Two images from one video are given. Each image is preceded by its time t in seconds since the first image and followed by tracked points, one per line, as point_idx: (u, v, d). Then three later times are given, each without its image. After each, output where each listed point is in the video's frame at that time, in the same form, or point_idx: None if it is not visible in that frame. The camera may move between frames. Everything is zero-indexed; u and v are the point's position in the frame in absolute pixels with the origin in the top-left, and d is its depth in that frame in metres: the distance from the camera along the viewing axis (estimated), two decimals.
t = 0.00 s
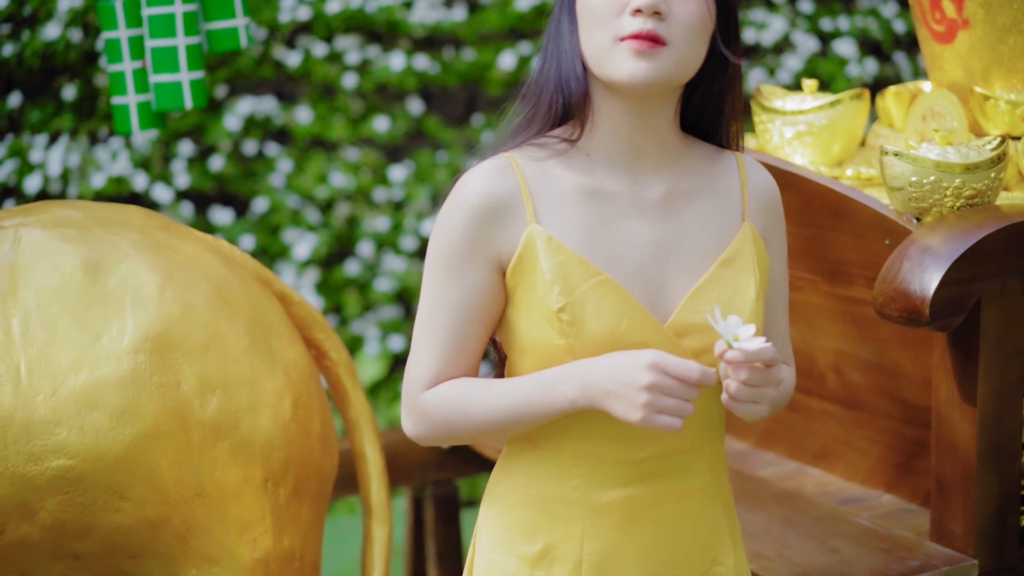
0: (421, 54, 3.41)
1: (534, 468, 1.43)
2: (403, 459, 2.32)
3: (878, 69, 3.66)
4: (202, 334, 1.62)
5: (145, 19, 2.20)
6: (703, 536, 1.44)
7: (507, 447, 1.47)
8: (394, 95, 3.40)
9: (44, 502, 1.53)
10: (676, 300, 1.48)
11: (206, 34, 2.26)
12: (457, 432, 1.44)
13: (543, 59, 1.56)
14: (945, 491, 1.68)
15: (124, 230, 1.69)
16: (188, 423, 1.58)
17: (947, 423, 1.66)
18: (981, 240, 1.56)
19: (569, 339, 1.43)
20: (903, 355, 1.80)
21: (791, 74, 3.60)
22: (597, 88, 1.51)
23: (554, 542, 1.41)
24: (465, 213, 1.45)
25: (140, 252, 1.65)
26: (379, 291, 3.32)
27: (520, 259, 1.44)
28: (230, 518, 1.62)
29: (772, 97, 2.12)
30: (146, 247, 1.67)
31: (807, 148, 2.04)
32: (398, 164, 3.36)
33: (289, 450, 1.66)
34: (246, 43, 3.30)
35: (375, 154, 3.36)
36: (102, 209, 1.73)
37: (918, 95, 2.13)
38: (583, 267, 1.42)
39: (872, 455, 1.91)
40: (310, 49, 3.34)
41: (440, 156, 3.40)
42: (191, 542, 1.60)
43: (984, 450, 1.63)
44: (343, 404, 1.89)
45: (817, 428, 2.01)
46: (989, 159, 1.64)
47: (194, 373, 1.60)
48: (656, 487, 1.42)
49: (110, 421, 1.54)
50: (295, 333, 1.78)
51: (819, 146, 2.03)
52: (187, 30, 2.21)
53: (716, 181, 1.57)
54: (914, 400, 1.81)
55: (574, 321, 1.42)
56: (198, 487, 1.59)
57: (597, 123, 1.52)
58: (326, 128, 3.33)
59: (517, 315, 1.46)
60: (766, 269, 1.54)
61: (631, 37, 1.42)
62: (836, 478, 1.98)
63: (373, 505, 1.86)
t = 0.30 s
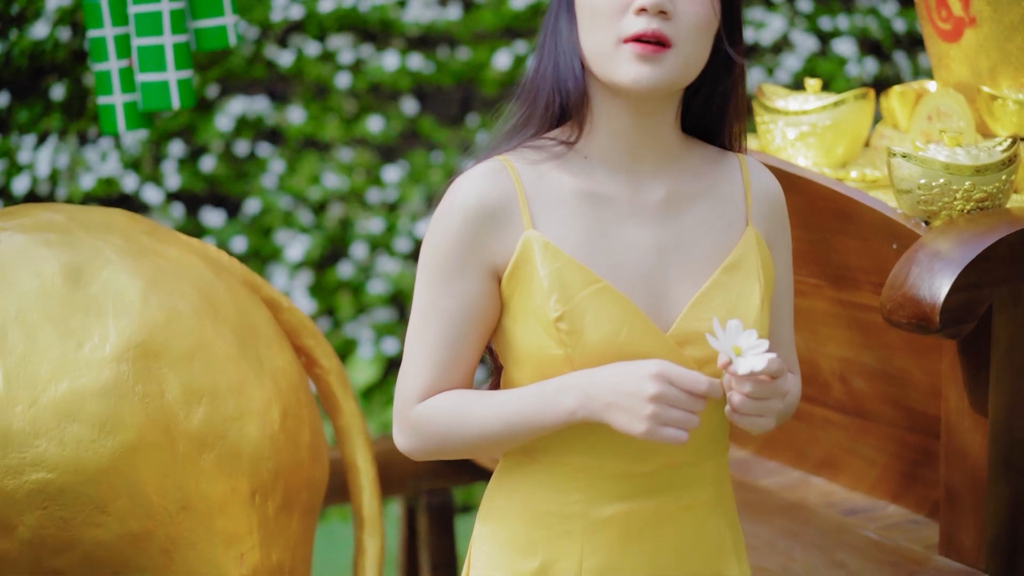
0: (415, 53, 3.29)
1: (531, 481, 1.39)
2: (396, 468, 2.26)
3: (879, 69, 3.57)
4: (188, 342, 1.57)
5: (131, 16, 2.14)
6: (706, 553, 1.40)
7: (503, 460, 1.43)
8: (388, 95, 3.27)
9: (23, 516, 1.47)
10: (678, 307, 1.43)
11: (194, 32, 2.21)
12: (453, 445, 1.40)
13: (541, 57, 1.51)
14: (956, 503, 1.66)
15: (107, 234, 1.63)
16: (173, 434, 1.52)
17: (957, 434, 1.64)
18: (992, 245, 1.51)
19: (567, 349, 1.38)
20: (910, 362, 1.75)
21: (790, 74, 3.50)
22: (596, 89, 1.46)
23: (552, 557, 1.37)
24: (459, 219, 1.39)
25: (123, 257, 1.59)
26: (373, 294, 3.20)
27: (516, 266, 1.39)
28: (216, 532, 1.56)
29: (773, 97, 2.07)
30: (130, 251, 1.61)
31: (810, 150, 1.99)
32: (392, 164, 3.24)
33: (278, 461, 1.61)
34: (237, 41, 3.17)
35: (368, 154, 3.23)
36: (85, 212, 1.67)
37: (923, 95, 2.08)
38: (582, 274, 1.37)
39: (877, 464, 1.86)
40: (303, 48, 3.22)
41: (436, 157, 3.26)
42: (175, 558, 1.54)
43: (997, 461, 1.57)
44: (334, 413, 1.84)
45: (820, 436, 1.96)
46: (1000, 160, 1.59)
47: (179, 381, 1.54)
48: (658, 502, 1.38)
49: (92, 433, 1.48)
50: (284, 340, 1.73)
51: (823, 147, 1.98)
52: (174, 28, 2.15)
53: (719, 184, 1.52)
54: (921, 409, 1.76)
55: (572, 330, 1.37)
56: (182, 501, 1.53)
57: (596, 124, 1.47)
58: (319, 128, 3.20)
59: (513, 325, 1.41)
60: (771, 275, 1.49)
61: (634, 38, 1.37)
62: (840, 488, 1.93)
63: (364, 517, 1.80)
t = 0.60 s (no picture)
0: (411, 54, 3.21)
1: (532, 501, 1.36)
2: (390, 479, 2.20)
3: (881, 69, 3.50)
4: (175, 354, 1.51)
5: (118, 17, 2.08)
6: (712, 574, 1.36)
7: (502, 479, 1.39)
8: (384, 95, 3.19)
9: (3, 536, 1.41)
10: (684, 319, 1.37)
11: (183, 33, 2.16)
12: (450, 465, 1.35)
13: (542, 59, 1.44)
14: (969, 521, 1.60)
15: (91, 242, 1.57)
16: (158, 450, 1.47)
17: (971, 449, 1.59)
18: (1009, 254, 1.46)
19: (569, 365, 1.32)
20: (920, 374, 1.70)
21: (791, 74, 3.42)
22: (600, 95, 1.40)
23: None
24: (455, 229, 1.34)
25: (108, 267, 1.54)
26: (368, 299, 3.13)
27: (515, 279, 1.34)
28: (203, 553, 1.50)
29: (778, 99, 2.02)
30: (114, 260, 1.55)
31: (817, 154, 1.94)
32: (388, 166, 3.16)
33: (268, 478, 1.56)
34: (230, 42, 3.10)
35: (364, 156, 3.16)
36: (68, 220, 1.62)
37: (931, 97, 2.03)
38: (583, 287, 1.32)
39: (885, 477, 1.81)
40: (297, 49, 3.14)
41: (433, 158, 3.18)
42: None
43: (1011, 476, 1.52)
44: (327, 426, 1.78)
45: (826, 447, 1.91)
46: (1014, 166, 1.53)
47: (165, 396, 1.49)
48: (657, 524, 1.34)
49: (74, 450, 1.42)
50: (274, 351, 1.67)
51: (830, 150, 1.93)
52: (163, 28, 2.09)
53: (724, 191, 1.47)
54: (932, 421, 1.71)
55: (574, 345, 1.32)
56: (169, 520, 1.48)
57: (599, 131, 1.41)
58: (314, 129, 3.13)
59: (513, 340, 1.36)
60: (779, 285, 1.44)
61: (652, 43, 1.31)
62: (846, 501, 1.88)
63: (358, 533, 1.74)
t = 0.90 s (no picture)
0: (409, 55, 3.13)
1: (536, 521, 1.34)
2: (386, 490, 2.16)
3: (884, 70, 3.42)
4: (163, 366, 1.47)
5: (109, 18, 2.04)
6: None
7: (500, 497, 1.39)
8: (381, 97, 3.13)
9: None
10: (689, 331, 1.33)
11: (175, 35, 2.11)
12: (448, 483, 1.32)
13: (541, 62, 1.38)
14: (979, 535, 1.55)
15: (76, 250, 1.53)
16: (145, 466, 1.43)
17: (980, 461, 1.54)
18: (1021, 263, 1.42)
19: (571, 378, 1.28)
20: (928, 384, 1.65)
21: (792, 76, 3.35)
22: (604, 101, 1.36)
23: None
24: (451, 239, 1.30)
25: (95, 276, 1.50)
26: (364, 303, 3.04)
27: (514, 290, 1.30)
28: (192, 570, 1.47)
29: (782, 102, 1.98)
30: (101, 268, 1.51)
31: (821, 158, 1.90)
32: (385, 169, 3.08)
33: (258, 493, 1.52)
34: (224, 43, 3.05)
35: (361, 158, 3.10)
36: (54, 227, 1.58)
37: (936, 100, 1.99)
38: (585, 297, 1.28)
39: (890, 489, 1.77)
40: (293, 50, 3.08)
41: (429, 161, 3.11)
42: None
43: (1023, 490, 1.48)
44: (321, 438, 1.74)
45: (831, 458, 1.87)
46: None
47: (153, 410, 1.45)
48: (658, 543, 1.33)
49: (58, 466, 1.38)
50: (266, 361, 1.63)
51: (834, 155, 1.89)
52: (154, 30, 2.05)
53: (728, 198, 1.43)
54: (940, 433, 1.66)
55: (576, 358, 1.28)
56: (157, 537, 1.44)
57: (601, 136, 1.37)
58: (311, 131, 3.07)
59: (512, 353, 1.32)
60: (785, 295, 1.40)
61: (660, 50, 1.27)
62: (851, 513, 1.83)
63: (353, 548, 1.70)
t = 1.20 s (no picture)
0: (404, 56, 3.06)
1: (529, 540, 1.32)
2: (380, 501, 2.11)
3: (883, 72, 3.35)
4: (149, 379, 1.43)
5: (96, 19, 2.00)
6: None
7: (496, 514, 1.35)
8: (375, 99, 3.06)
9: None
10: (691, 342, 1.29)
11: (163, 37, 2.07)
12: (444, 500, 1.28)
13: (536, 67, 1.34)
14: (985, 550, 1.51)
15: (61, 259, 1.49)
16: (130, 481, 1.39)
17: (988, 474, 1.51)
18: None
19: (571, 391, 1.24)
20: (935, 395, 1.61)
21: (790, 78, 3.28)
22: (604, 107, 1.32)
23: None
24: (447, 247, 1.26)
25: (79, 285, 1.46)
26: (358, 306, 2.99)
27: (511, 299, 1.26)
28: None
29: (783, 106, 1.95)
30: (86, 278, 1.47)
31: (823, 163, 1.86)
32: (379, 171, 3.03)
33: (248, 507, 1.48)
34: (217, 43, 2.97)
35: (355, 161, 3.04)
36: (37, 235, 1.54)
37: (939, 103, 1.94)
38: (586, 306, 1.24)
39: (893, 501, 1.73)
40: (286, 52, 3.01)
41: (424, 164, 3.05)
42: None
43: None
44: (312, 449, 1.70)
45: (833, 468, 1.83)
46: None
47: (138, 423, 1.41)
48: (657, 562, 1.30)
49: (40, 482, 1.34)
50: (255, 371, 1.59)
51: (836, 159, 1.85)
52: (141, 32, 2.01)
53: (728, 206, 1.39)
54: (946, 445, 1.62)
55: (576, 368, 1.24)
56: (142, 554, 1.40)
57: (601, 143, 1.33)
58: (304, 134, 3.00)
59: (509, 365, 1.28)
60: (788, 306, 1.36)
61: (659, 62, 1.24)
62: (854, 525, 1.80)
63: (344, 562, 1.66)
